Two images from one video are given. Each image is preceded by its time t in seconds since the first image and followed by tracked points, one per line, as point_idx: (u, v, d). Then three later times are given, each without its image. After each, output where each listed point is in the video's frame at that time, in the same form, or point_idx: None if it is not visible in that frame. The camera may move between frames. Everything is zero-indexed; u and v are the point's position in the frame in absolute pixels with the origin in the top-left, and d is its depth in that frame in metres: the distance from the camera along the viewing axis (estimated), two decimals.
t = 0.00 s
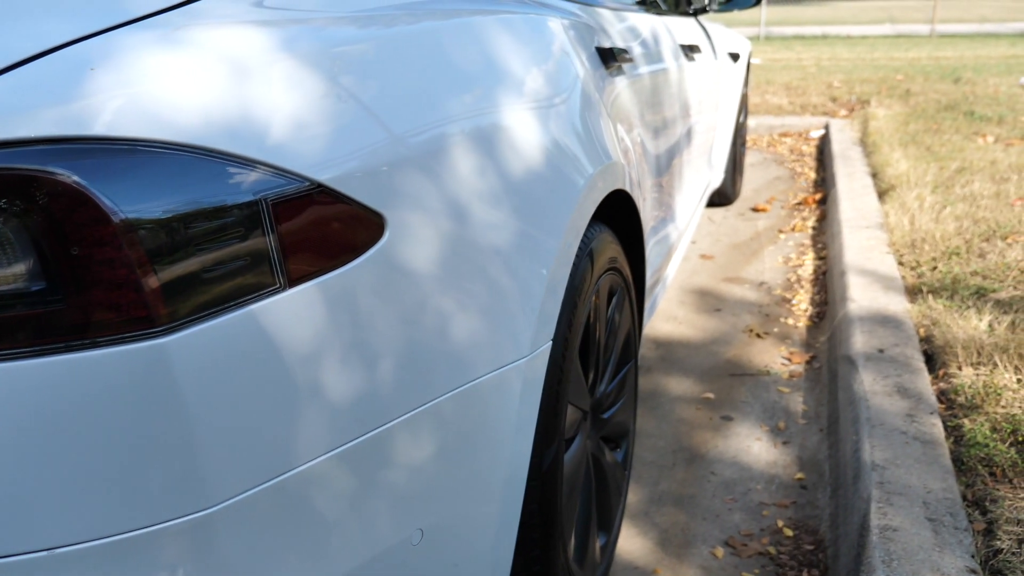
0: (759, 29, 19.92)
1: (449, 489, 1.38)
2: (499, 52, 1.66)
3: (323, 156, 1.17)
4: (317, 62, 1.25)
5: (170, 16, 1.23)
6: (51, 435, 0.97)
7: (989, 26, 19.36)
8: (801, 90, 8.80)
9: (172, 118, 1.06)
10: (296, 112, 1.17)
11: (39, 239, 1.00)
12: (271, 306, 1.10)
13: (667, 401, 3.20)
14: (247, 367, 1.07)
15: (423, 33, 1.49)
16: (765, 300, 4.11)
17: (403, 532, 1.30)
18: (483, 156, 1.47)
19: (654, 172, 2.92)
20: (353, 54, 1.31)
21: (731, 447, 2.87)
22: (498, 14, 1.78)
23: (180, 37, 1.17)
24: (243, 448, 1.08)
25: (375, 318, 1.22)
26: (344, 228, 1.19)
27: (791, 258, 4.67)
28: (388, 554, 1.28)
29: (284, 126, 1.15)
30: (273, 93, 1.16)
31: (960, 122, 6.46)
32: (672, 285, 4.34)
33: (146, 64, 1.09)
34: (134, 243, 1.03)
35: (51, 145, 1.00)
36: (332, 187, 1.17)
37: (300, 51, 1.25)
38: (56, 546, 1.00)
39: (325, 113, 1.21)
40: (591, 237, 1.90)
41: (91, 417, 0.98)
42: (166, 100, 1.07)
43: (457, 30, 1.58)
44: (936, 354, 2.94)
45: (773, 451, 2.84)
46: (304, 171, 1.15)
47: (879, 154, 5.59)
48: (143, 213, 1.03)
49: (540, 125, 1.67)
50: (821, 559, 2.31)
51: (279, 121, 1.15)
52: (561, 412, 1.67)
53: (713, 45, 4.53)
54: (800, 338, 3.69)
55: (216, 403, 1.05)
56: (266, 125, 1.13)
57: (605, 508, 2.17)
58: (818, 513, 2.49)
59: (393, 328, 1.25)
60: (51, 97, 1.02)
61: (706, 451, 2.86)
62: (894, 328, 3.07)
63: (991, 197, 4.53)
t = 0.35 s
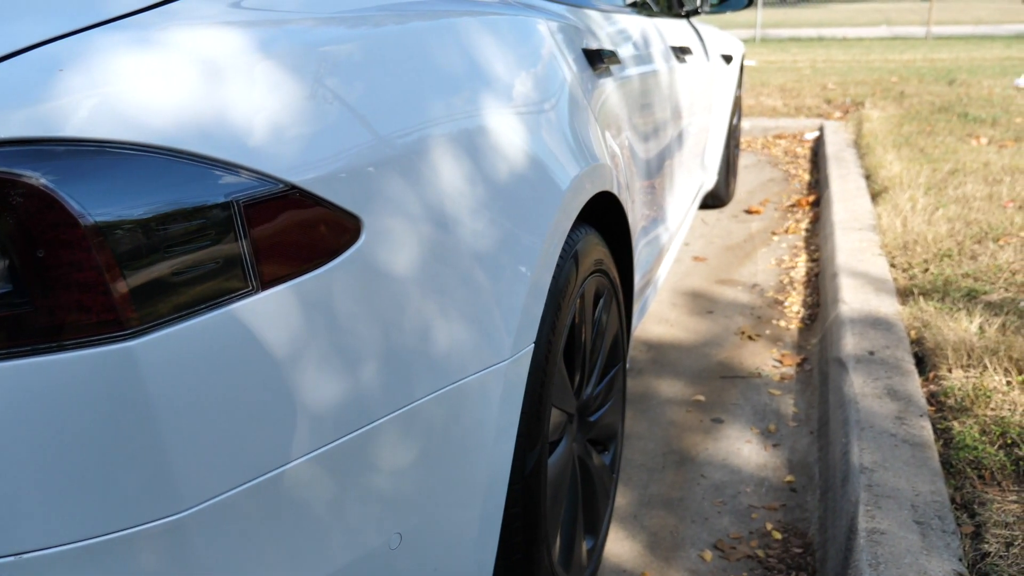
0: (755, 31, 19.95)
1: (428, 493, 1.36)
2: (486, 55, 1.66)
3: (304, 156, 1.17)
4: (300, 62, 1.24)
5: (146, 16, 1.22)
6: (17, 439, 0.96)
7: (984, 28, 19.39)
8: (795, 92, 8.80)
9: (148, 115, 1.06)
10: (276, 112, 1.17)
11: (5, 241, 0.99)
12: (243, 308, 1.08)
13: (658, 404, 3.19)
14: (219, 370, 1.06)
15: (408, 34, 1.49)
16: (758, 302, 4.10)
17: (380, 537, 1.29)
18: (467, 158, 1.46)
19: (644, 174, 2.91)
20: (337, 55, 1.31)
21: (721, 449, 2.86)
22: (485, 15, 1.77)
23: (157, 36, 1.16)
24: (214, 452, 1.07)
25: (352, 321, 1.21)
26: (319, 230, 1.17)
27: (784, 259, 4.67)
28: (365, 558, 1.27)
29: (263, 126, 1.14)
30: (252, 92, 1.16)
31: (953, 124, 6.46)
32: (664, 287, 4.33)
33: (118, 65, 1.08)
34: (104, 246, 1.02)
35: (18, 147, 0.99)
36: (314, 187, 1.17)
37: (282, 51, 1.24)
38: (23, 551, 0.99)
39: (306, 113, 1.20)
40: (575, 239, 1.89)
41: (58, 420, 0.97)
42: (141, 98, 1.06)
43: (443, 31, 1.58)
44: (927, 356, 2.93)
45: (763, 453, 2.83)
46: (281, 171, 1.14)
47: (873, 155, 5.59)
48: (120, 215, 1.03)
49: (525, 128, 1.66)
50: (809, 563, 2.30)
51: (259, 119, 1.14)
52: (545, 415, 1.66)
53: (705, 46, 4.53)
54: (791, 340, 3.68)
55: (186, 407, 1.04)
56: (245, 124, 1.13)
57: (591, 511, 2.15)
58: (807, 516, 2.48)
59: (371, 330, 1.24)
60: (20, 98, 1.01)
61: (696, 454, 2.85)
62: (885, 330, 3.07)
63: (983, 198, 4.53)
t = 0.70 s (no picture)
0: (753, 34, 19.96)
1: (412, 498, 1.35)
2: (478, 59, 1.66)
3: (293, 157, 1.16)
4: (290, 64, 1.24)
5: (134, 17, 1.21)
6: None
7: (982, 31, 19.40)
8: (792, 95, 8.80)
9: (134, 115, 1.05)
10: (265, 114, 1.16)
11: None
12: (220, 312, 1.07)
13: (651, 407, 3.18)
14: (196, 374, 1.04)
15: (399, 37, 1.48)
16: (753, 305, 4.09)
17: (363, 541, 1.27)
18: (457, 161, 1.46)
19: (637, 177, 2.90)
20: (327, 57, 1.31)
21: (714, 453, 2.85)
22: (476, 18, 1.77)
23: (145, 36, 1.16)
24: (190, 457, 1.05)
25: (334, 324, 1.20)
26: (299, 233, 1.16)
27: (779, 262, 4.65)
28: (347, 563, 1.25)
29: (252, 127, 1.14)
30: (241, 94, 1.15)
31: (950, 126, 6.45)
32: (659, 290, 4.32)
33: (97, 67, 1.07)
34: (82, 249, 1.01)
35: None
36: (306, 186, 1.17)
37: (272, 52, 1.24)
38: None
39: (296, 115, 1.20)
40: (563, 242, 1.88)
41: (31, 424, 0.96)
42: (126, 97, 1.06)
43: (435, 35, 1.58)
44: (920, 360, 2.92)
45: (756, 457, 2.82)
46: (266, 173, 1.13)
47: (869, 158, 5.58)
48: (104, 216, 1.02)
49: (515, 131, 1.66)
50: (800, 567, 2.30)
51: (247, 121, 1.14)
52: (532, 419, 1.65)
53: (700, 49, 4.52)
54: (786, 343, 3.67)
55: (163, 412, 1.02)
56: (233, 125, 1.12)
57: (581, 515, 2.14)
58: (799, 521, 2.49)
59: (354, 334, 1.22)
60: None
61: (688, 457, 2.84)
62: (879, 333, 3.06)
63: (978, 201, 4.53)
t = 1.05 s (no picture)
0: (753, 38, 19.96)
1: (395, 505, 1.34)
2: (471, 64, 1.65)
3: (283, 160, 1.16)
4: (281, 66, 1.23)
5: (121, 20, 1.20)
6: None
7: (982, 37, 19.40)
8: (791, 99, 8.79)
9: (123, 114, 1.04)
10: (256, 116, 1.15)
11: None
12: (198, 319, 1.06)
13: (645, 413, 3.16)
14: (173, 381, 1.03)
15: (392, 40, 1.48)
16: (748, 310, 4.08)
17: (344, 549, 1.26)
18: (450, 165, 1.46)
19: (631, 182, 2.89)
20: (315, 62, 1.29)
21: (707, 459, 2.84)
22: (467, 24, 1.75)
23: (135, 36, 1.15)
24: (167, 465, 1.04)
25: (316, 331, 1.18)
26: (280, 240, 1.14)
27: (776, 267, 4.64)
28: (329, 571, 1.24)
29: (243, 129, 1.13)
30: (232, 95, 1.14)
31: (948, 131, 6.44)
32: (655, 295, 4.31)
33: (79, 71, 1.05)
34: (63, 253, 0.99)
35: None
36: (297, 191, 1.16)
37: (263, 54, 1.23)
38: None
39: (287, 117, 1.19)
40: (553, 248, 1.87)
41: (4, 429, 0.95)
42: (114, 98, 1.04)
43: (429, 39, 1.58)
44: (915, 367, 2.91)
45: (749, 463, 2.81)
46: (249, 180, 1.11)
47: (867, 163, 5.57)
48: (85, 221, 1.01)
49: (507, 137, 1.66)
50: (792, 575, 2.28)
51: (239, 122, 1.13)
52: (520, 425, 1.63)
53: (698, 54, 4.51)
54: (781, 349, 3.66)
55: (139, 419, 1.01)
56: (224, 126, 1.11)
57: (571, 522, 2.13)
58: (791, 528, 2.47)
59: (336, 341, 1.21)
60: None
61: (681, 464, 2.83)
62: (874, 339, 3.04)
63: (975, 207, 4.52)
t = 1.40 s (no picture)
0: (754, 47, 19.98)
1: (380, 514, 1.33)
2: (466, 71, 1.65)
3: (275, 168, 1.16)
4: (276, 73, 1.24)
5: (108, 24, 1.18)
6: None
7: (983, 46, 19.42)
8: (791, 108, 8.80)
9: (115, 122, 1.04)
10: (249, 124, 1.16)
11: None
12: (177, 328, 1.05)
13: (640, 422, 3.15)
14: (150, 392, 1.02)
15: (386, 47, 1.47)
16: (745, 319, 4.07)
17: (328, 559, 1.25)
18: (443, 174, 1.46)
19: (626, 191, 2.88)
20: (304, 69, 1.28)
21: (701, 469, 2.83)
22: (460, 31, 1.75)
23: (126, 42, 1.14)
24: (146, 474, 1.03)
25: (300, 340, 1.17)
26: (261, 250, 1.13)
27: (773, 276, 4.63)
28: None
29: (235, 136, 1.13)
30: (224, 103, 1.14)
31: (946, 141, 6.45)
32: (652, 303, 4.30)
33: (62, 79, 1.04)
34: (46, 260, 0.99)
35: None
36: (289, 200, 1.17)
37: (257, 61, 1.23)
38: None
39: (280, 124, 1.19)
40: (543, 257, 1.86)
41: None
42: (97, 107, 1.03)
43: (426, 46, 1.58)
44: (910, 377, 2.90)
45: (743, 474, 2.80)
46: (232, 190, 1.11)
47: (865, 172, 5.57)
48: (64, 229, 1.00)
49: (500, 146, 1.66)
50: None
51: (231, 130, 1.13)
52: (508, 435, 1.63)
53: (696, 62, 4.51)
54: (777, 358, 3.65)
55: (115, 429, 1.00)
56: (216, 134, 1.11)
57: (562, 532, 2.12)
58: (784, 539, 2.46)
59: (321, 352, 1.20)
60: None
61: (674, 473, 2.82)
62: (869, 349, 3.04)
63: (972, 217, 4.51)
